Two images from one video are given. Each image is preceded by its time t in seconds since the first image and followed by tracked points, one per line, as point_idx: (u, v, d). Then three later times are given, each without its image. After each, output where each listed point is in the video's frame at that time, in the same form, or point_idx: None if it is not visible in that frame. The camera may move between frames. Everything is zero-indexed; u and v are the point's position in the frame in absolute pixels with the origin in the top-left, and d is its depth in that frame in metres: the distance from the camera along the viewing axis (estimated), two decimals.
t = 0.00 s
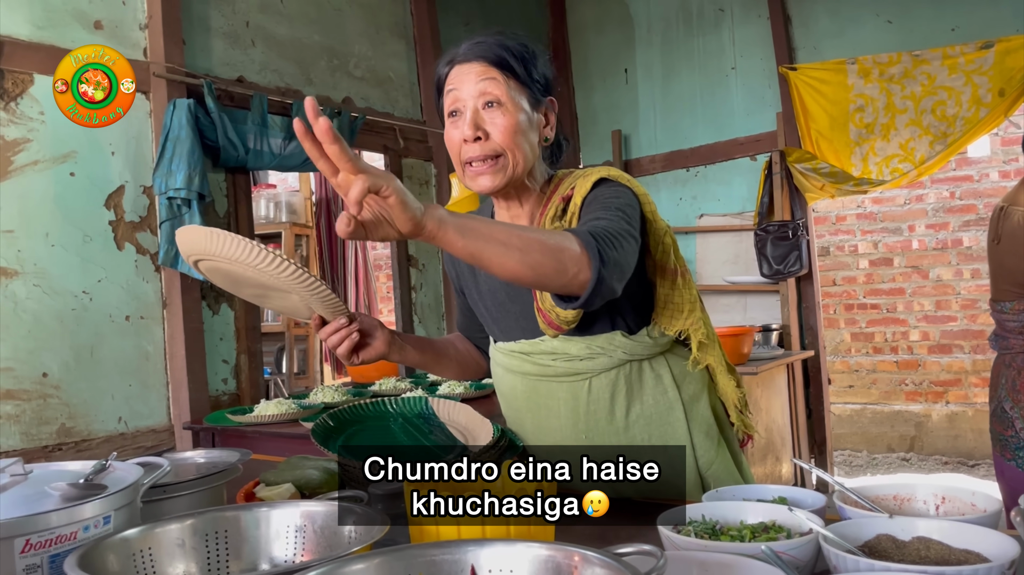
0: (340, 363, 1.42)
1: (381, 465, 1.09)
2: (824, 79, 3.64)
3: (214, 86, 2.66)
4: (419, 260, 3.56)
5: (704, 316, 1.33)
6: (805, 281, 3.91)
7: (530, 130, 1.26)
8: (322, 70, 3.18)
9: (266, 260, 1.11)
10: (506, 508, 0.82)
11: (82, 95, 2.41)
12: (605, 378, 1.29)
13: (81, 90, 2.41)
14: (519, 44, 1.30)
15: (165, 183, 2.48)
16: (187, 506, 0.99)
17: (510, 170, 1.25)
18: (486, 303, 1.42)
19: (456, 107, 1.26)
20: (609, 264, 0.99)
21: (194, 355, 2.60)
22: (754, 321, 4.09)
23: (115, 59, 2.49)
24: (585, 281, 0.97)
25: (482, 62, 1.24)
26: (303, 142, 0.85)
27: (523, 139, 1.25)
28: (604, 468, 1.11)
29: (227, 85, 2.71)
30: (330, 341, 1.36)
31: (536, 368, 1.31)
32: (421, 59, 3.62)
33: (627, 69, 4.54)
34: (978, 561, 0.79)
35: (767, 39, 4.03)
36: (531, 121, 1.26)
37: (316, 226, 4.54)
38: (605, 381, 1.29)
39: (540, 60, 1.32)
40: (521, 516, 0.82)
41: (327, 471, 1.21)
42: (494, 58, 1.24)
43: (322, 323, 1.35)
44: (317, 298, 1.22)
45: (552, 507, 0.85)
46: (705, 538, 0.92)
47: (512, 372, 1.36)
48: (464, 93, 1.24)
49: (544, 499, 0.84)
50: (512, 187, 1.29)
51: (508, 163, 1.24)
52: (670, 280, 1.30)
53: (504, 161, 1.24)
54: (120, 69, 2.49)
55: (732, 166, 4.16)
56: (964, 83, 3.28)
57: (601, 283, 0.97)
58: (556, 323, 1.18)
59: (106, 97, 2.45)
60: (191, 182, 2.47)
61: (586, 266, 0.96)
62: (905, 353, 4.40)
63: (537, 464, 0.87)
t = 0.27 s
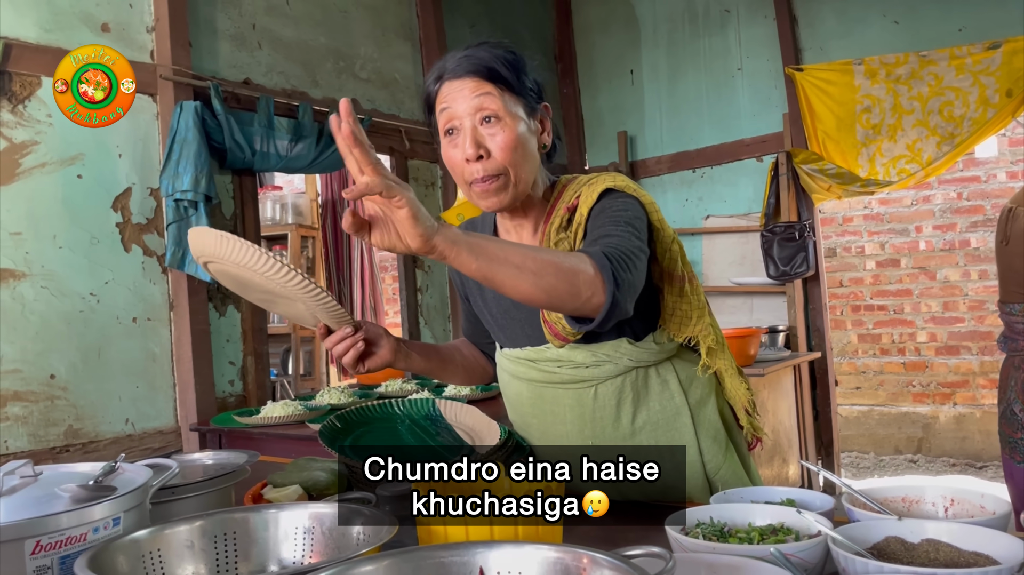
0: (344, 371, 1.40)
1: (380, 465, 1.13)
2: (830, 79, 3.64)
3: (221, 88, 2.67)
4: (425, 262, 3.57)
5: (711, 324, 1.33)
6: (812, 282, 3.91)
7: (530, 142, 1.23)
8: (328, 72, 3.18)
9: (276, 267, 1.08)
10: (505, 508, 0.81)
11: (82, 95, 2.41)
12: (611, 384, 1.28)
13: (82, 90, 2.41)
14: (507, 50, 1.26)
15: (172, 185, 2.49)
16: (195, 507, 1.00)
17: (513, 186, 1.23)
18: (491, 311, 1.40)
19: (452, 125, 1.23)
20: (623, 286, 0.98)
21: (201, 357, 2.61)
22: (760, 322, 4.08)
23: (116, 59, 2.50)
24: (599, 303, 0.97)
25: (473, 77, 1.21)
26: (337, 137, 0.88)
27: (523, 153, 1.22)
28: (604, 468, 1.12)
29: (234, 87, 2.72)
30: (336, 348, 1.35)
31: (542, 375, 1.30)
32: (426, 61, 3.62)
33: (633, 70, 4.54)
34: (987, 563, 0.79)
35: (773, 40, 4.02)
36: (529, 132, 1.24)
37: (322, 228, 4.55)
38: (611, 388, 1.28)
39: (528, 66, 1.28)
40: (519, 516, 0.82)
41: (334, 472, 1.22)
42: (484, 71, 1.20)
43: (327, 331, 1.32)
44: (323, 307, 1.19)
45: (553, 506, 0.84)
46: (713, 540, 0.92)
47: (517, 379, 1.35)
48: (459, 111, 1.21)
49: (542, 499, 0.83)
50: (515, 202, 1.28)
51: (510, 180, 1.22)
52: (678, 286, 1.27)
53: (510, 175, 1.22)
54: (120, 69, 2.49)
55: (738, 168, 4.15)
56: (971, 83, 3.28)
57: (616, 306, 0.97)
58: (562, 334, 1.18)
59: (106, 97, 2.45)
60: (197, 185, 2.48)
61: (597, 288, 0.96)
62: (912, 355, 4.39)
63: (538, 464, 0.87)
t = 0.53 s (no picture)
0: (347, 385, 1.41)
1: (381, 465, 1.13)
2: (836, 81, 3.62)
3: (227, 91, 2.68)
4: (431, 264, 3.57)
5: (713, 326, 1.31)
6: (818, 284, 3.89)
7: (522, 165, 1.22)
8: (334, 75, 3.19)
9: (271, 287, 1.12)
10: (506, 508, 0.81)
11: (82, 95, 2.40)
12: (612, 392, 1.27)
13: (81, 90, 2.40)
14: (496, 66, 1.22)
15: (178, 188, 2.50)
16: (201, 512, 1.00)
17: (505, 211, 1.24)
18: (489, 320, 1.40)
19: (443, 149, 1.23)
20: (615, 306, 0.98)
21: (207, 360, 2.61)
22: (767, 324, 4.07)
23: (117, 59, 2.50)
24: (590, 323, 0.97)
25: (462, 101, 1.19)
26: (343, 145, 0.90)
27: (516, 176, 1.22)
28: (605, 469, 1.12)
29: (240, 91, 2.73)
30: (340, 364, 1.36)
31: (542, 384, 1.29)
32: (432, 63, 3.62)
33: (638, 71, 4.53)
34: (996, 571, 0.79)
35: (779, 41, 4.00)
36: (522, 154, 1.23)
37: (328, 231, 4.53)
38: (612, 396, 1.27)
39: (519, 81, 1.24)
40: (521, 516, 0.81)
41: (339, 476, 1.21)
42: (473, 96, 1.18)
43: (328, 346, 1.35)
44: (323, 323, 1.22)
45: (554, 507, 0.83)
46: (720, 545, 0.92)
47: (519, 386, 1.34)
48: (449, 136, 1.20)
49: (544, 499, 0.82)
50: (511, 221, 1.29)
51: (502, 206, 1.23)
52: (677, 292, 1.25)
53: (503, 202, 1.23)
54: (121, 70, 2.50)
55: (744, 169, 4.14)
56: (978, 84, 3.26)
57: (606, 326, 0.97)
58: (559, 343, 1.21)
59: (108, 98, 2.45)
60: (204, 188, 2.49)
61: (586, 307, 0.96)
62: (919, 357, 4.37)
63: (538, 465, 0.87)
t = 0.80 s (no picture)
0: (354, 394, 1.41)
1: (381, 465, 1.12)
2: (843, 82, 3.62)
3: (235, 95, 2.69)
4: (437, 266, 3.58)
5: (719, 330, 1.31)
6: (825, 285, 3.88)
7: (525, 169, 1.22)
8: (340, 78, 3.19)
9: (278, 298, 1.13)
10: (506, 508, 0.79)
11: (82, 95, 2.39)
12: (619, 398, 1.27)
13: (81, 90, 2.39)
14: (502, 71, 1.23)
15: (186, 191, 2.49)
16: (211, 516, 1.00)
17: (508, 215, 1.24)
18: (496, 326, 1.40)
19: (448, 154, 1.23)
20: (620, 316, 0.98)
21: (215, 363, 2.62)
22: (774, 326, 4.07)
23: (116, 59, 2.49)
24: (596, 335, 0.97)
25: (467, 106, 1.19)
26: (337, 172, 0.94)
27: (520, 180, 1.22)
28: (604, 468, 1.11)
29: (247, 94, 2.74)
30: (346, 372, 1.36)
31: (549, 390, 1.29)
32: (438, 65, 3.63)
33: (644, 73, 4.53)
34: None
35: (785, 42, 4.00)
36: (526, 159, 1.23)
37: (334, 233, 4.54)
38: (619, 401, 1.27)
39: (525, 86, 1.24)
40: (521, 516, 0.79)
41: (348, 479, 1.22)
42: (477, 101, 1.18)
43: (334, 354, 1.35)
44: (329, 333, 1.23)
45: (554, 507, 0.80)
46: (730, 550, 0.92)
47: (526, 392, 1.34)
48: (453, 140, 1.21)
49: (544, 499, 0.79)
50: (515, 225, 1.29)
51: (505, 210, 1.23)
52: (684, 297, 1.24)
53: (506, 206, 1.23)
54: (120, 70, 2.49)
55: (750, 171, 4.14)
56: (986, 85, 3.25)
57: (612, 337, 0.97)
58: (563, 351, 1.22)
59: (106, 97, 2.43)
60: (212, 191, 2.49)
61: (592, 318, 0.96)
62: (927, 358, 4.36)
63: (540, 465, 0.84)
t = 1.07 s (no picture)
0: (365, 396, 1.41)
1: (381, 465, 1.12)
2: (850, 82, 3.61)
3: (242, 97, 2.70)
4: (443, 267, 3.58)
5: (729, 330, 1.31)
6: (832, 286, 3.88)
7: (535, 169, 1.23)
8: (347, 80, 3.20)
9: (291, 299, 1.14)
10: (505, 508, 0.81)
11: (82, 95, 2.38)
12: (628, 397, 1.27)
13: (81, 90, 2.38)
14: (512, 71, 1.23)
15: (193, 193, 2.50)
16: (220, 517, 1.01)
17: (519, 215, 1.23)
18: (505, 327, 1.40)
19: (457, 153, 1.23)
20: (635, 313, 0.98)
21: (223, 364, 2.63)
22: (780, 326, 4.06)
23: (116, 59, 2.47)
24: (610, 331, 0.98)
25: (477, 105, 1.20)
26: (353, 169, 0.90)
27: (530, 180, 1.22)
28: (604, 469, 1.10)
29: (254, 96, 2.74)
30: (356, 375, 1.36)
31: (558, 390, 1.29)
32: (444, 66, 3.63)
33: (650, 74, 4.53)
34: None
35: (792, 42, 3.99)
36: (536, 158, 1.23)
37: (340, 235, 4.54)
38: (628, 401, 1.27)
39: (534, 87, 1.25)
40: (520, 517, 0.80)
41: (356, 480, 1.22)
42: (487, 101, 1.18)
43: (345, 355, 1.36)
44: (341, 334, 1.24)
45: (554, 507, 0.80)
46: (739, 551, 0.92)
47: (535, 392, 1.34)
48: (462, 140, 1.21)
49: (543, 498, 0.81)
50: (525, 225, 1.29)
51: (516, 209, 1.23)
52: (694, 297, 1.24)
53: (516, 205, 1.22)
54: (120, 70, 2.48)
55: (756, 171, 4.13)
56: (993, 85, 3.25)
57: (626, 335, 0.97)
58: (576, 349, 1.22)
59: (106, 97, 2.43)
60: (219, 193, 2.49)
61: (608, 316, 0.96)
62: (934, 359, 4.34)
63: (540, 466, 0.90)
